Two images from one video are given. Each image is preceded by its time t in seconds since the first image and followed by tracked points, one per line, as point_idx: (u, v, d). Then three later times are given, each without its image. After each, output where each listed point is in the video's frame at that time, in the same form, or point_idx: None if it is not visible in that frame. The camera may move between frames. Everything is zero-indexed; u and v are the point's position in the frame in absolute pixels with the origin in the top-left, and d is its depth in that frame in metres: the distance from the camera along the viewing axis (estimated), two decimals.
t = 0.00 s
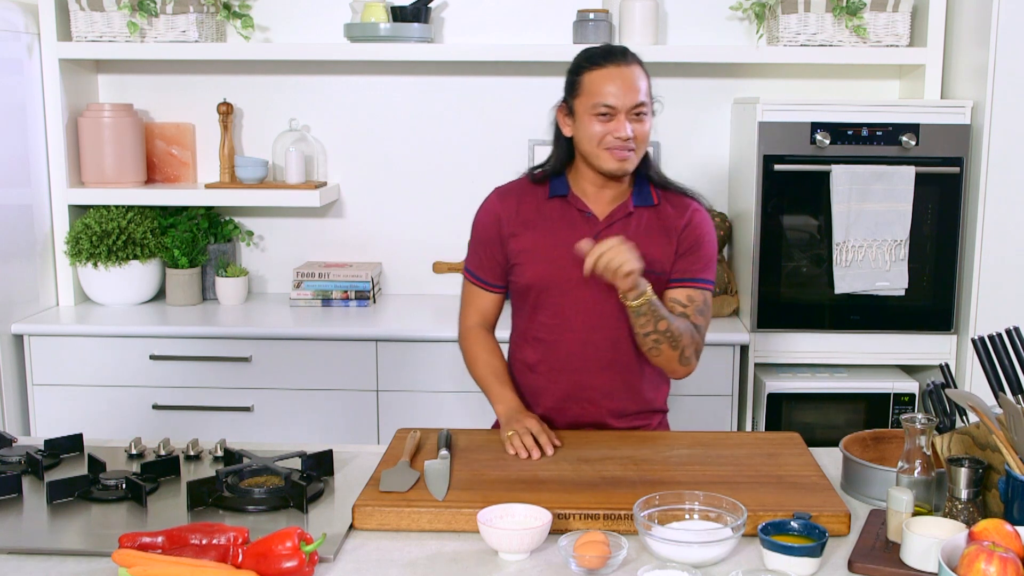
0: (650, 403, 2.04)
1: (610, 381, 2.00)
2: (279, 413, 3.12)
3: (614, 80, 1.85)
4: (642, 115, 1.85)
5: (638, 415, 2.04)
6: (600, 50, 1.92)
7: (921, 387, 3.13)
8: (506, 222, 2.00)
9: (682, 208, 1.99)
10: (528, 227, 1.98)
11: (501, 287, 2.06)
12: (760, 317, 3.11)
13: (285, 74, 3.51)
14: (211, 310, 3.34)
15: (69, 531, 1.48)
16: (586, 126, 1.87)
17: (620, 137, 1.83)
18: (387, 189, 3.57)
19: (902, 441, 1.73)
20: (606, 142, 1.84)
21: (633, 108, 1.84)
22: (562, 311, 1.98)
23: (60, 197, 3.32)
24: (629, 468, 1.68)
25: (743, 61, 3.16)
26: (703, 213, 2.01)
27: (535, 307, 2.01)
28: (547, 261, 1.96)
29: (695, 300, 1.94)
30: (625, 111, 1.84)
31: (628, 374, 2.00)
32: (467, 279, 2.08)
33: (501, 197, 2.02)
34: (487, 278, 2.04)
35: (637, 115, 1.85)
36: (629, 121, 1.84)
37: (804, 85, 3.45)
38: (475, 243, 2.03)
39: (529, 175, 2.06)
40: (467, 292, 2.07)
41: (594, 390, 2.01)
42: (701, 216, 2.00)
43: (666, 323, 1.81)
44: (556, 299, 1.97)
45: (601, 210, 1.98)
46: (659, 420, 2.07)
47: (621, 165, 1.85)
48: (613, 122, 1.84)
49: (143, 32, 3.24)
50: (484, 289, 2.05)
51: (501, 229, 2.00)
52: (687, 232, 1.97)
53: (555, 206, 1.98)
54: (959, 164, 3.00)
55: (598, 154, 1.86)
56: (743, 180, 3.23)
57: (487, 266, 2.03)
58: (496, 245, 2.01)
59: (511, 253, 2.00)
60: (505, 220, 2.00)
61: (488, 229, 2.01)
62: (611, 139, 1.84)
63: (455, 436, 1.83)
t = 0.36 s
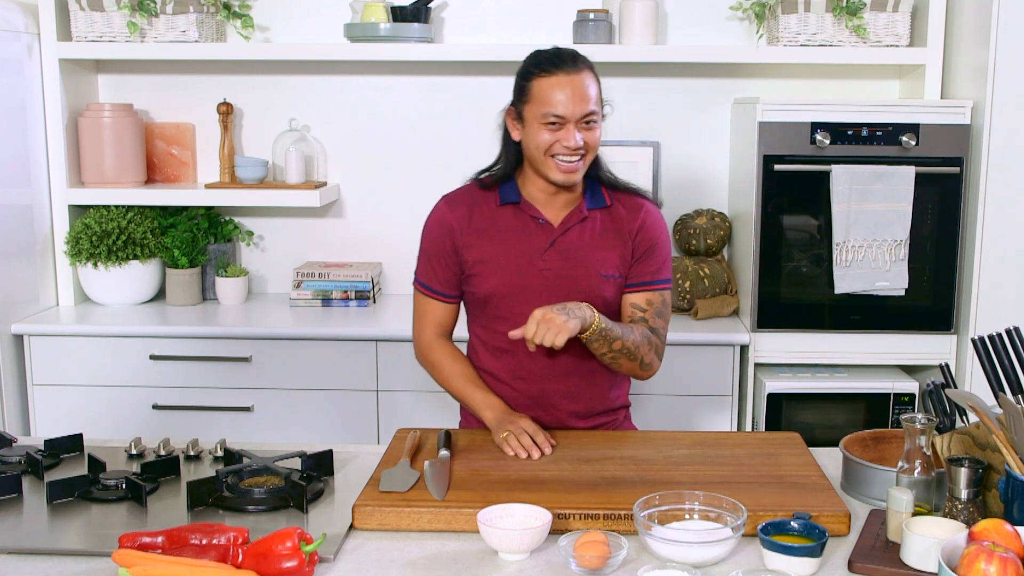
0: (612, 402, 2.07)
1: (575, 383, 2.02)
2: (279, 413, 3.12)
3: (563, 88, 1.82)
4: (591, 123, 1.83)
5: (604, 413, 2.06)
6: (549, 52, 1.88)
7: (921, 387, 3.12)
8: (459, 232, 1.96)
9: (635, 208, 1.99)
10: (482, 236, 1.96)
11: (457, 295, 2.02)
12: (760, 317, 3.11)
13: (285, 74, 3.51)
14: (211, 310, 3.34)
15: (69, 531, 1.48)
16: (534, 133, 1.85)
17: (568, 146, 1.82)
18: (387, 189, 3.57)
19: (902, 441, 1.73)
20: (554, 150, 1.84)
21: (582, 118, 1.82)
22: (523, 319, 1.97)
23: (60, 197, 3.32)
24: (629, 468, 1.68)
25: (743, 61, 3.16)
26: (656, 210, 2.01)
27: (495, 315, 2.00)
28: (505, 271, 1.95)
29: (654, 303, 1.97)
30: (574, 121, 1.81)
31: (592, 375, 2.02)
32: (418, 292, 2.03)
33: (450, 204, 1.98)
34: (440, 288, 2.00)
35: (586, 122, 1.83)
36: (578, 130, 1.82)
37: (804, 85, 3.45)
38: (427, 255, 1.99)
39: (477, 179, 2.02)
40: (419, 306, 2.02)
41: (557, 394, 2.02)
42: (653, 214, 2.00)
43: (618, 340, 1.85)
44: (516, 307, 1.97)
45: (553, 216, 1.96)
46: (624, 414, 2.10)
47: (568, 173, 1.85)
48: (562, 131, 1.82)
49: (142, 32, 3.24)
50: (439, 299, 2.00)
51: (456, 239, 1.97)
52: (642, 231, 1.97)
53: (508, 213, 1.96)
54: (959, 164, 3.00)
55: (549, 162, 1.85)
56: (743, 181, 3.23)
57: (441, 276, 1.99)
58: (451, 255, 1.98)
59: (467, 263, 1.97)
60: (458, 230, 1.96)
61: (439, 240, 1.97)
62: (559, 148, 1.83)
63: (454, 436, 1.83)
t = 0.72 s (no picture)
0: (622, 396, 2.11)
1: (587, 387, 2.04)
2: (279, 413, 3.12)
3: (556, 103, 1.79)
4: (586, 136, 1.81)
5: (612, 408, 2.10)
6: (537, 63, 1.85)
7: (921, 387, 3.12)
8: (461, 251, 1.94)
9: (633, 207, 2.03)
10: (486, 254, 1.93)
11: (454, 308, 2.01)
12: (760, 317, 3.11)
13: (285, 74, 3.51)
14: (211, 310, 3.34)
15: (69, 531, 1.48)
16: (529, 150, 1.83)
17: (565, 163, 1.80)
18: (387, 189, 3.57)
19: (902, 441, 1.73)
20: (550, 166, 1.82)
21: (577, 131, 1.80)
22: (534, 331, 1.98)
23: (60, 197, 3.32)
24: (629, 468, 1.68)
25: (743, 61, 3.16)
26: (649, 205, 2.06)
27: (504, 329, 1.99)
28: (513, 287, 1.93)
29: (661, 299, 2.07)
30: (569, 135, 1.80)
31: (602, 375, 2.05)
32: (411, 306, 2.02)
33: (445, 222, 1.95)
34: (437, 305, 1.99)
35: (581, 136, 1.81)
36: (574, 144, 1.81)
37: (804, 85, 3.45)
38: (428, 276, 1.96)
39: (467, 194, 1.99)
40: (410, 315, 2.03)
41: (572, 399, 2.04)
42: (649, 210, 2.05)
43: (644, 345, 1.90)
44: (528, 320, 1.97)
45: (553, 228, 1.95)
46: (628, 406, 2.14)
47: (565, 189, 1.83)
48: (558, 146, 1.81)
49: (143, 32, 3.24)
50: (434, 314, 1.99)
51: (458, 258, 1.94)
52: (644, 229, 2.02)
53: (510, 228, 1.94)
54: (959, 164, 3.00)
55: (544, 178, 1.83)
56: (743, 181, 3.23)
57: (442, 294, 1.98)
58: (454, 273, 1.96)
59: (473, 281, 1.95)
60: (460, 249, 1.94)
61: (440, 261, 1.95)
62: (555, 165, 1.81)
63: (454, 436, 1.83)
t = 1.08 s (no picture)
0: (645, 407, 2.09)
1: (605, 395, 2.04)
2: (279, 413, 3.12)
3: (593, 95, 1.83)
4: (622, 131, 1.83)
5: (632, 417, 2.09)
6: (577, 61, 1.90)
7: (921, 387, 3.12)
8: (491, 246, 1.96)
9: (676, 223, 1.98)
10: (515, 253, 1.95)
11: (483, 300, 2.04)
12: (760, 317, 3.11)
13: (285, 74, 3.51)
14: (211, 310, 3.34)
15: (68, 531, 1.48)
16: (564, 144, 1.85)
17: (600, 155, 1.81)
18: (387, 189, 3.57)
19: (902, 441, 1.73)
20: (585, 161, 1.83)
21: (612, 125, 1.82)
22: (555, 335, 1.98)
23: (60, 197, 3.32)
24: (630, 468, 1.68)
25: (743, 61, 3.16)
26: (695, 219, 2.01)
27: (526, 329, 2.00)
28: (537, 289, 1.94)
29: (699, 318, 2.02)
30: (604, 128, 1.82)
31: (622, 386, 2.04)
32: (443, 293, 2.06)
33: (481, 215, 1.97)
34: (465, 295, 2.02)
35: (617, 131, 1.83)
36: (609, 138, 1.82)
37: (804, 86, 3.45)
38: (460, 267, 1.99)
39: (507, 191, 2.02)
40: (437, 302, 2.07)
41: (589, 405, 2.05)
42: (694, 224, 1.99)
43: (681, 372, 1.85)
44: (550, 324, 1.97)
45: (589, 233, 1.95)
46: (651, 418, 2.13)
47: (600, 184, 1.83)
48: (592, 139, 1.83)
49: (143, 32, 3.24)
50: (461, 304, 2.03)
51: (487, 252, 1.97)
52: (684, 246, 1.97)
53: (541, 228, 1.95)
54: (959, 164, 3.00)
55: (578, 172, 1.84)
56: (743, 180, 3.23)
57: (470, 286, 2.01)
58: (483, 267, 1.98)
59: (499, 279, 1.97)
60: (489, 244, 1.96)
61: (471, 254, 1.97)
62: (591, 159, 1.82)
63: (455, 436, 1.83)
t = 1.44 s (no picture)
0: (643, 404, 2.06)
1: (603, 392, 2.02)
2: (279, 413, 3.12)
3: (574, 75, 1.89)
4: (605, 107, 1.88)
5: (631, 416, 2.06)
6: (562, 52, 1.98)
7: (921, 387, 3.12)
8: (490, 238, 1.97)
9: (669, 214, 2.00)
10: (512, 244, 1.96)
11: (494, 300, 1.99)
12: (760, 316, 3.11)
13: (285, 74, 3.51)
14: (211, 310, 3.34)
15: (68, 531, 1.48)
16: (550, 124, 1.91)
17: (583, 129, 1.86)
18: (387, 189, 3.57)
19: (902, 441, 1.73)
20: (571, 136, 1.88)
21: (594, 101, 1.88)
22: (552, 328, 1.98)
23: (60, 197, 3.32)
24: (630, 468, 1.68)
25: (743, 61, 3.16)
26: (689, 212, 2.03)
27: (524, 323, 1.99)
28: (534, 281, 1.94)
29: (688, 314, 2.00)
30: (586, 104, 1.88)
31: (620, 382, 2.02)
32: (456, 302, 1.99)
33: (481, 208, 1.99)
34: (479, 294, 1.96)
35: (600, 107, 1.88)
36: (592, 114, 1.87)
37: (804, 85, 3.45)
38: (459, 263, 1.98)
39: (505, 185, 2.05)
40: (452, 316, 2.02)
41: (588, 402, 2.02)
42: (688, 217, 2.02)
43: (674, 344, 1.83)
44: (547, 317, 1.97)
45: (583, 223, 1.97)
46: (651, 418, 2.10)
47: (589, 159, 1.87)
48: (575, 115, 1.88)
49: (142, 32, 3.24)
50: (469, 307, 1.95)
51: (486, 245, 1.97)
52: (676, 237, 1.99)
53: (538, 219, 1.97)
54: (959, 164, 3.00)
55: (565, 149, 1.88)
56: (743, 180, 3.23)
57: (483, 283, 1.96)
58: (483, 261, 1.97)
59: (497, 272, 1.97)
60: (488, 236, 1.97)
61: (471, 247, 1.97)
62: (576, 134, 1.87)
63: (455, 435, 1.83)
